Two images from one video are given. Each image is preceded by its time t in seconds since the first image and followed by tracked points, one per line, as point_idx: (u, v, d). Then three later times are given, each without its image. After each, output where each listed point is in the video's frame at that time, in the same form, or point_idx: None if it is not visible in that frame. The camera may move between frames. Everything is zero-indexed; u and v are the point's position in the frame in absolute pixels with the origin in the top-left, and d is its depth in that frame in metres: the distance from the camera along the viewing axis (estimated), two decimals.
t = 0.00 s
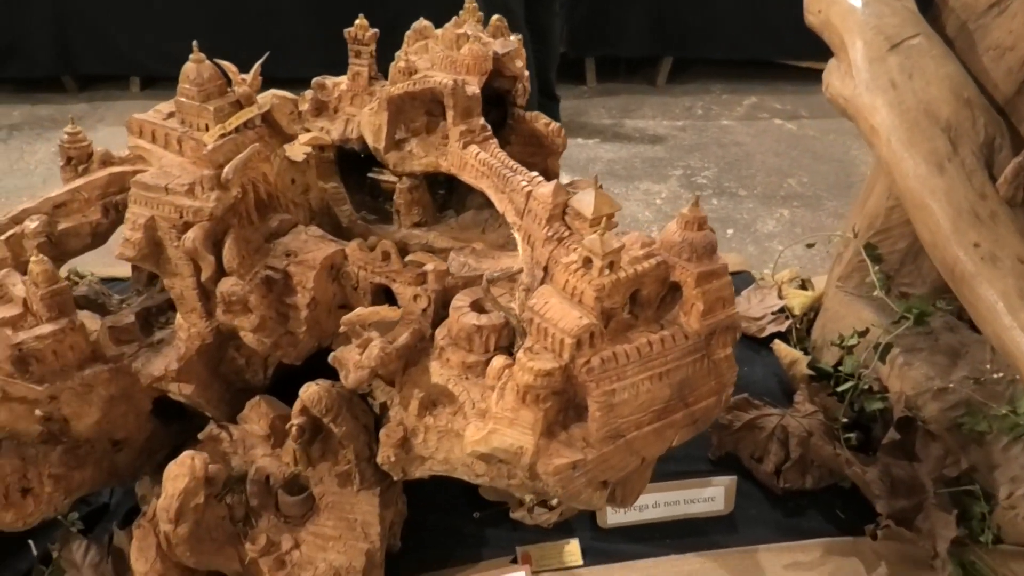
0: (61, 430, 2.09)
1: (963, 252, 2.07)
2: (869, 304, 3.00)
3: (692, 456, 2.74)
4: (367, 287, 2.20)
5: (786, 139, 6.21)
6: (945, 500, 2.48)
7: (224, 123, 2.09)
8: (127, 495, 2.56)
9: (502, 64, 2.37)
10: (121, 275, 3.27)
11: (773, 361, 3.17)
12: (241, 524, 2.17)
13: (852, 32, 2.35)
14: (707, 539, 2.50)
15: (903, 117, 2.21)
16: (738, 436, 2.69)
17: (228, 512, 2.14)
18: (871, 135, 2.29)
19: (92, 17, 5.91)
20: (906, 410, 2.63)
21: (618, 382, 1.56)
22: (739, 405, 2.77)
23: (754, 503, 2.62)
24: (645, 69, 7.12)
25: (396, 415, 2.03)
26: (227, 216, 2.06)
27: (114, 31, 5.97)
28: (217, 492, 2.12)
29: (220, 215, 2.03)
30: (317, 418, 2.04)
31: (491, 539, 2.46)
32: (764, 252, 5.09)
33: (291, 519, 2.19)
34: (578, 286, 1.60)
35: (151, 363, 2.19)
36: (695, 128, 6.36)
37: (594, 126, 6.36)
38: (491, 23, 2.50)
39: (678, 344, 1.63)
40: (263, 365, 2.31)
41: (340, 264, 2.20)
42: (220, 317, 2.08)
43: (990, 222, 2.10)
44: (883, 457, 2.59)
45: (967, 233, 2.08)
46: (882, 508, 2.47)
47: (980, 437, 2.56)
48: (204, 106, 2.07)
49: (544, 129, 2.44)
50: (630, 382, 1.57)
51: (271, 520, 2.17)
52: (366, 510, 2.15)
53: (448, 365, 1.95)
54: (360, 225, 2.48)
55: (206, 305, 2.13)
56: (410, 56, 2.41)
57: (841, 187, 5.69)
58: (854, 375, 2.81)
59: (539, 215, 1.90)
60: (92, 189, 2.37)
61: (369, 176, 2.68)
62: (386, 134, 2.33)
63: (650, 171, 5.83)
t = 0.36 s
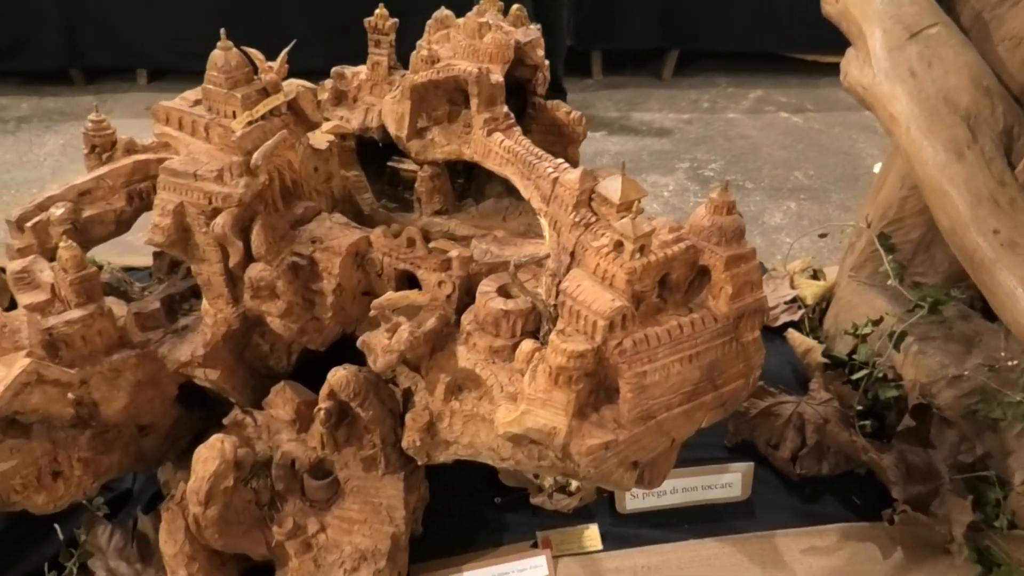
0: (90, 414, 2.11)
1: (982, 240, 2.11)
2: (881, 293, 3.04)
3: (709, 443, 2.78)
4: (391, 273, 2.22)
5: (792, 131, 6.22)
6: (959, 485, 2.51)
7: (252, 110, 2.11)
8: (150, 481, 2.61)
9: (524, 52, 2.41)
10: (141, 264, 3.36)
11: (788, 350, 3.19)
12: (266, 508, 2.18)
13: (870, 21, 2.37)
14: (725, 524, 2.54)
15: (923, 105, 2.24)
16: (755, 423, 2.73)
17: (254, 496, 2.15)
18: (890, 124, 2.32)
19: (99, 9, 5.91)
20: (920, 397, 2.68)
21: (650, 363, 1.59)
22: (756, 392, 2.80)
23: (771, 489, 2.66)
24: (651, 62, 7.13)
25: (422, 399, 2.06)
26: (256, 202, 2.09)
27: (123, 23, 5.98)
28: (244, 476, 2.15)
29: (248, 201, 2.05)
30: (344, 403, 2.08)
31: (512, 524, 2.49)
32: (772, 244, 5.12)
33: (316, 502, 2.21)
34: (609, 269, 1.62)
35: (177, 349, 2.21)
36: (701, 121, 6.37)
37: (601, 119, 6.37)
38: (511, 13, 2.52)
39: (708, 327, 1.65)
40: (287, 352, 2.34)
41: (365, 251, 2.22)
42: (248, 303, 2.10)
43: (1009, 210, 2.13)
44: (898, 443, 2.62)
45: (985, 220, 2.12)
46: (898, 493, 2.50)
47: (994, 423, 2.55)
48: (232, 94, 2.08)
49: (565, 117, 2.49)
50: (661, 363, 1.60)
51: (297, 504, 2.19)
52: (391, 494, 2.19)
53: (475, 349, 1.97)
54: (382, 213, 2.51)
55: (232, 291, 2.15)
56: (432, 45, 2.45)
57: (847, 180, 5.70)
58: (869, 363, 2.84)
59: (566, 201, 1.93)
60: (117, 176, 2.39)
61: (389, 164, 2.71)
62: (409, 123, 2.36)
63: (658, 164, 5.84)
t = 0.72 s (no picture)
0: (118, 398, 2.13)
1: (1003, 240, 2.15)
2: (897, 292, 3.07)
3: (725, 439, 2.81)
4: (417, 264, 2.24)
5: (804, 131, 6.21)
6: (975, 484, 2.52)
7: (283, 100, 2.13)
8: (170, 467, 2.65)
9: (551, 47, 2.45)
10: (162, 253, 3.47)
11: (807, 350, 3.23)
12: (289, 495, 2.21)
13: (895, 21, 2.36)
14: (742, 519, 2.56)
15: (946, 106, 2.25)
16: (772, 420, 2.75)
17: (277, 483, 2.17)
18: (914, 123, 2.33)
19: None
20: (938, 396, 2.66)
21: (681, 356, 1.61)
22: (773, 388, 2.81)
23: (787, 485, 2.68)
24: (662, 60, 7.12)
25: (447, 389, 2.08)
26: (285, 190, 2.10)
27: (137, 12, 5.98)
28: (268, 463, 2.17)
29: (278, 188, 2.07)
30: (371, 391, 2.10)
31: (530, 515, 2.52)
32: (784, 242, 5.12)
33: (338, 490, 2.23)
34: (642, 262, 1.64)
35: (203, 335, 2.23)
36: (712, 120, 6.36)
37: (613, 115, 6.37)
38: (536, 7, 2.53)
39: (738, 321, 1.67)
40: (310, 340, 2.36)
41: (391, 241, 2.25)
42: (276, 291, 2.12)
43: None
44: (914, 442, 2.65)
45: (1008, 220, 2.15)
46: (914, 492, 2.54)
47: (1011, 424, 2.52)
48: (263, 82, 2.12)
49: (590, 113, 2.56)
50: (692, 355, 1.62)
51: (320, 491, 2.22)
52: (414, 483, 2.21)
53: (502, 341, 1.99)
54: (406, 204, 2.53)
55: (260, 279, 2.17)
56: (458, 39, 2.47)
57: (858, 180, 5.71)
58: (885, 362, 2.84)
59: (595, 194, 1.95)
60: (144, 164, 2.41)
61: (412, 156, 2.72)
62: (434, 115, 2.39)
63: (669, 161, 5.84)
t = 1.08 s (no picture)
0: (150, 387, 2.14)
1: None
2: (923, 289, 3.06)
3: (751, 435, 2.82)
4: (447, 257, 2.24)
5: (824, 127, 6.13)
6: (1004, 484, 2.49)
7: (316, 92, 2.14)
8: (197, 457, 2.70)
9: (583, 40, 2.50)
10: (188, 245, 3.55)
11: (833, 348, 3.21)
12: (318, 486, 2.22)
13: (928, 14, 2.37)
14: (769, 516, 2.56)
15: (980, 101, 2.23)
16: (798, 416, 2.78)
17: (306, 474, 2.19)
18: (948, 119, 2.32)
19: None
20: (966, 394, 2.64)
21: (718, 350, 1.67)
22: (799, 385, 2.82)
23: (813, 482, 2.70)
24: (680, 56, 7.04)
25: (477, 382, 2.09)
26: (318, 182, 2.11)
27: (157, 6, 5.98)
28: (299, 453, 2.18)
29: (311, 180, 2.07)
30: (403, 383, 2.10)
31: (556, 510, 2.53)
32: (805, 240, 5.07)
33: (368, 482, 2.26)
34: (679, 256, 1.67)
35: (233, 326, 2.24)
36: (732, 116, 6.27)
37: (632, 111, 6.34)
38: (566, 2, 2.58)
39: (775, 316, 1.73)
40: (339, 333, 2.36)
41: (421, 234, 2.25)
42: (308, 283, 2.13)
43: None
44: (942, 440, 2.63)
45: None
46: (943, 490, 2.53)
47: None
48: (297, 75, 2.12)
49: (620, 105, 2.65)
50: (728, 350, 1.68)
51: (349, 483, 2.24)
52: (443, 476, 2.22)
53: (533, 334, 1.98)
54: (434, 198, 2.52)
55: (291, 271, 2.18)
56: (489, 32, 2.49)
57: (879, 176, 5.64)
58: (912, 360, 2.80)
59: (628, 188, 1.95)
60: (174, 156, 2.43)
61: (440, 149, 2.72)
62: (464, 108, 2.39)
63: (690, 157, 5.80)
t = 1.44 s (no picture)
0: (182, 377, 2.17)
1: None
2: (951, 292, 3.04)
3: (776, 435, 2.83)
4: (476, 252, 2.26)
5: (848, 127, 6.07)
6: None
7: (350, 86, 2.16)
8: (224, 448, 2.78)
9: (614, 36, 2.60)
10: (216, 239, 3.62)
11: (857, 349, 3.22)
12: (346, 479, 2.25)
13: (963, 14, 2.36)
14: (794, 516, 2.58)
15: (1015, 101, 2.18)
16: (825, 417, 2.77)
17: (333, 466, 2.21)
18: (982, 119, 2.27)
19: None
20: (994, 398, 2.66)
21: (753, 349, 1.72)
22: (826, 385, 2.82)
23: (839, 483, 2.70)
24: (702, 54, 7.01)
25: (506, 378, 2.11)
26: (350, 176, 2.13)
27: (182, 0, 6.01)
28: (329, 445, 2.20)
29: (345, 174, 2.09)
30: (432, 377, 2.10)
31: (580, 506, 2.54)
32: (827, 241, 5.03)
33: (395, 476, 2.28)
34: (716, 254, 1.71)
35: (264, 318, 2.26)
36: (755, 114, 6.23)
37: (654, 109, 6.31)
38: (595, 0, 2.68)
39: (810, 315, 1.78)
40: (367, 327, 2.38)
41: (451, 230, 2.26)
42: (339, 277, 2.14)
43: None
44: (970, 443, 2.62)
45: None
46: (971, 493, 2.51)
47: None
48: (331, 69, 2.14)
49: (650, 103, 2.74)
50: (763, 349, 1.73)
51: (376, 476, 2.26)
52: (470, 470, 2.23)
53: (563, 330, 1.99)
54: (463, 193, 2.55)
55: (322, 264, 2.19)
56: (520, 28, 2.59)
57: (904, 177, 5.60)
58: (940, 361, 2.79)
59: (661, 185, 1.97)
60: (207, 149, 2.45)
61: (468, 145, 2.73)
62: (495, 104, 2.42)
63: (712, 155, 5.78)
